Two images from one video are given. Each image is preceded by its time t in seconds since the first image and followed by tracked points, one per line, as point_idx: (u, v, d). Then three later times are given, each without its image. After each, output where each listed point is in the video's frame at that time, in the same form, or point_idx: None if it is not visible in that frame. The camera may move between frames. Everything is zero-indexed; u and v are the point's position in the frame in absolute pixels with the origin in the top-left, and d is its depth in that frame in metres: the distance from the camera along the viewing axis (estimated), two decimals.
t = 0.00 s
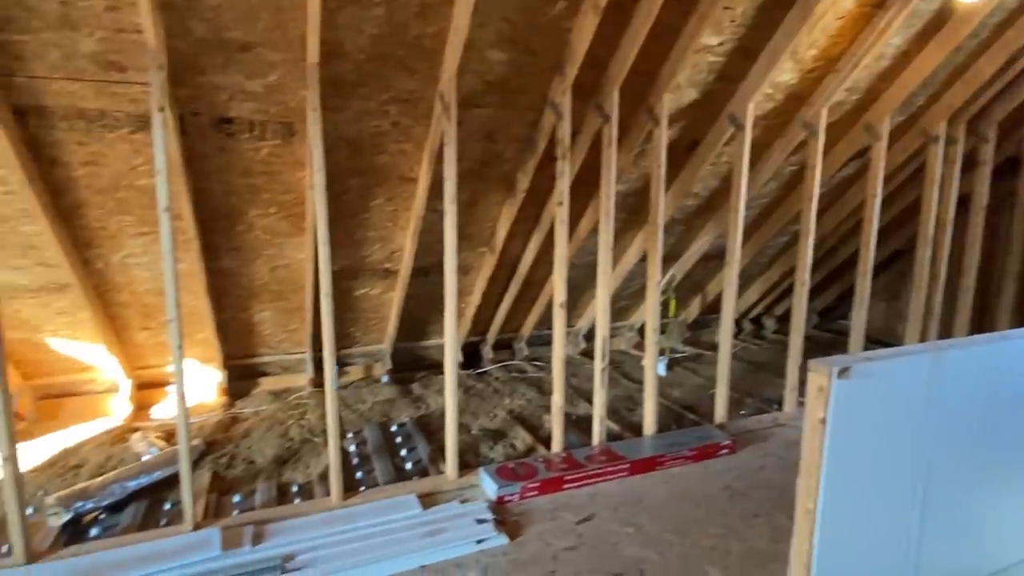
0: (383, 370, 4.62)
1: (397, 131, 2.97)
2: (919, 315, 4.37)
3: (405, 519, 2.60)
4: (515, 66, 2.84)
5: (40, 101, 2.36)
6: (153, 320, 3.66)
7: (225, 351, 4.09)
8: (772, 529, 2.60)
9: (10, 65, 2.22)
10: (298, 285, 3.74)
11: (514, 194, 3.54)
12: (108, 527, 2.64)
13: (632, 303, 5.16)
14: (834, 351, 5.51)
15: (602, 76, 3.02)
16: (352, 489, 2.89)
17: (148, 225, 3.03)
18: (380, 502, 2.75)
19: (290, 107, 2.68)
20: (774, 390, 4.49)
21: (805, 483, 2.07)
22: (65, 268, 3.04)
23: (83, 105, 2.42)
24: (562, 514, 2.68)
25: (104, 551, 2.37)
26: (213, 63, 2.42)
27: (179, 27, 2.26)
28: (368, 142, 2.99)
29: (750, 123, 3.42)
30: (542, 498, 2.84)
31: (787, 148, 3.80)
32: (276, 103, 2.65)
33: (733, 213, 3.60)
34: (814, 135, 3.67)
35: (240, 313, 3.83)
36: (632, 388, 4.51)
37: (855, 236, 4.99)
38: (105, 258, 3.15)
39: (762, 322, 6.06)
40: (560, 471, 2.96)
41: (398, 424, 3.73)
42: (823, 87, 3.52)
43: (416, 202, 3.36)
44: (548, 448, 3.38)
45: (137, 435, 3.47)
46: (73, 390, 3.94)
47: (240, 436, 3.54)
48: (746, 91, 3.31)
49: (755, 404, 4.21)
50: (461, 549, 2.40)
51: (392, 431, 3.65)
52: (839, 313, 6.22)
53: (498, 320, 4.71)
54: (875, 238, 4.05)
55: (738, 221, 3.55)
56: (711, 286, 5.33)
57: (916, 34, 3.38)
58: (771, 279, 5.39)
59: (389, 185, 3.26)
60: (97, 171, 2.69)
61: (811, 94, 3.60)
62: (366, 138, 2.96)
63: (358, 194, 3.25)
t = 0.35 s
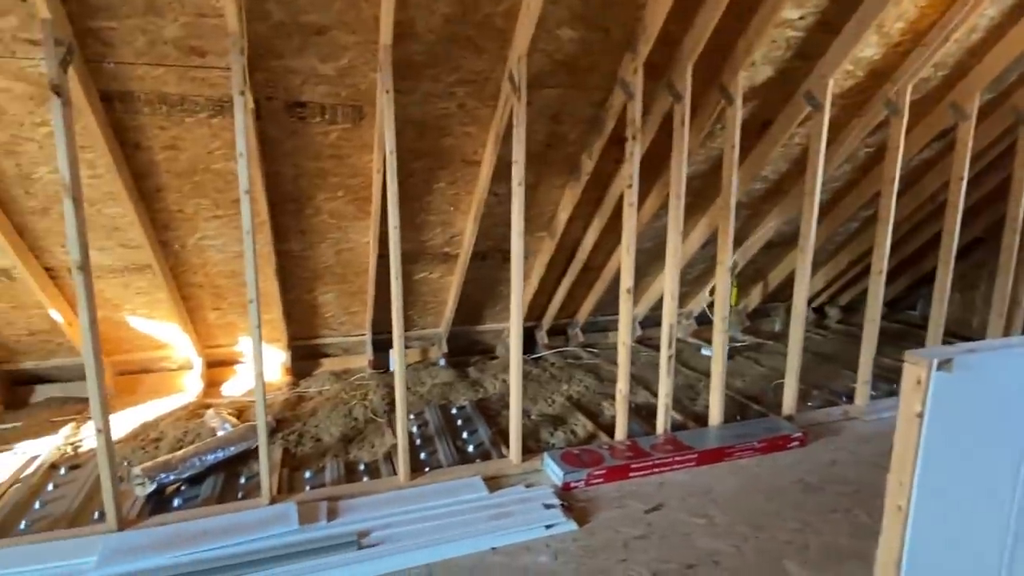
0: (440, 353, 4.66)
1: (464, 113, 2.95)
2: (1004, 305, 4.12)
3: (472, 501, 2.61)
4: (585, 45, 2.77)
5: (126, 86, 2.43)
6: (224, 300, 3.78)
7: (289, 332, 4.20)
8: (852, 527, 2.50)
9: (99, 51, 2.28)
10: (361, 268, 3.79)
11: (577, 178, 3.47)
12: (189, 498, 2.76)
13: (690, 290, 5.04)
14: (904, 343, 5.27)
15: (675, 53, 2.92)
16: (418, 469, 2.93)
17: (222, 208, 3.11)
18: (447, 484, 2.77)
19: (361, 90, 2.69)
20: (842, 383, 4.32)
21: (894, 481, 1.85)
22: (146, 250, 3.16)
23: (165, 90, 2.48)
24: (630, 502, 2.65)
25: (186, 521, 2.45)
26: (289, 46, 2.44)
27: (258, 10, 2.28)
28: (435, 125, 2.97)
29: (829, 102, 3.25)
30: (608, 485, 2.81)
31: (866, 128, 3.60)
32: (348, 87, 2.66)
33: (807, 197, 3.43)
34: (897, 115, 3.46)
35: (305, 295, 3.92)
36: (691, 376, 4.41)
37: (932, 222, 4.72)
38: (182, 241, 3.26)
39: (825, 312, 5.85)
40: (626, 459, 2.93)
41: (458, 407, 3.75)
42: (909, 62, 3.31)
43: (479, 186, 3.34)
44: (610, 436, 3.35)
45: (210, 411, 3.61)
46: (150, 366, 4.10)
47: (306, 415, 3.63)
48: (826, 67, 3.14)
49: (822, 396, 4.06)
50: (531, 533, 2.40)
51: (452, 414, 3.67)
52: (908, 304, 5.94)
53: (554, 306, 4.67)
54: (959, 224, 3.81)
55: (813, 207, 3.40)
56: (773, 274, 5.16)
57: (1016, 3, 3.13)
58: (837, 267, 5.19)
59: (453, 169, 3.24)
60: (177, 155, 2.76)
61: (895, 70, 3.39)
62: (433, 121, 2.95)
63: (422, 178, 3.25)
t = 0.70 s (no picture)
0: (473, 344, 4.68)
1: (507, 104, 2.93)
2: None
3: (517, 494, 2.62)
4: (633, 33, 2.73)
5: (179, 80, 2.45)
6: (265, 291, 3.84)
7: (326, 323, 4.24)
8: (905, 525, 2.45)
9: (155, 46, 2.31)
10: (399, 260, 3.81)
11: (617, 169, 3.43)
12: (238, 486, 2.81)
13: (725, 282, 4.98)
14: (945, 336, 5.14)
15: (725, 41, 2.86)
16: (460, 460, 2.95)
17: (267, 200, 3.14)
18: (491, 475, 2.79)
19: (407, 82, 2.69)
20: (884, 377, 4.25)
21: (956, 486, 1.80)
22: (193, 241, 3.21)
23: (217, 84, 2.50)
24: (675, 498, 2.64)
25: (238, 509, 2.50)
26: (339, 39, 2.44)
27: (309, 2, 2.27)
28: (479, 116, 2.96)
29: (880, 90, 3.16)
30: (652, 480, 2.81)
31: (917, 116, 3.49)
32: (395, 79, 2.66)
33: (855, 188, 3.36)
34: (950, 103, 3.35)
35: (344, 286, 3.96)
36: (728, 370, 4.37)
37: (978, 214, 4.59)
38: (227, 232, 3.30)
39: (863, 305, 5.74)
40: (670, 454, 2.92)
41: (495, 399, 3.76)
42: (966, 47, 3.20)
43: (519, 178, 3.32)
44: (649, 430, 3.33)
45: (253, 400, 3.67)
46: (191, 355, 4.20)
47: (346, 405, 3.67)
48: (879, 53, 3.05)
49: (864, 391, 3.98)
50: (579, 527, 2.40)
51: (490, 405, 3.68)
52: (949, 297, 5.79)
53: (588, 298, 4.65)
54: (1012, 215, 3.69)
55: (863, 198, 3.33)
56: (810, 266, 5.06)
57: None
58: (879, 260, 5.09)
59: (494, 160, 3.23)
60: (225, 149, 2.79)
61: (950, 57, 3.28)
62: (476, 112, 2.93)
63: (463, 170, 3.25)
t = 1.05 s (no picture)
0: (479, 339, 4.63)
1: (520, 95, 2.87)
2: None
3: (533, 491, 2.58)
4: (650, 21, 2.68)
5: (186, 70, 2.38)
6: (271, 286, 3.78)
7: (331, 318, 4.19)
8: (925, 521, 2.43)
9: (162, 34, 2.24)
10: (406, 254, 3.75)
11: (629, 162, 3.39)
12: (248, 485, 2.77)
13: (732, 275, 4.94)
14: (952, 329, 5.13)
15: (743, 31, 2.81)
16: (473, 456, 2.91)
17: (274, 194, 3.08)
18: (506, 473, 2.75)
19: (419, 73, 2.62)
20: (893, 371, 4.23)
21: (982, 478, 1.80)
22: (199, 235, 3.15)
23: (225, 74, 2.43)
24: (693, 494, 2.62)
25: (251, 508, 2.46)
26: (351, 27, 2.37)
27: None
28: (491, 108, 2.90)
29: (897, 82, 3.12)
30: (668, 477, 2.78)
31: (931, 108, 3.46)
32: (407, 69, 2.60)
33: (870, 181, 3.33)
34: (965, 94, 3.31)
35: (351, 281, 3.91)
36: (737, 364, 4.34)
37: (987, 206, 4.57)
38: (233, 227, 3.24)
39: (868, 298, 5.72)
40: (686, 450, 2.89)
41: (505, 395, 3.72)
42: (983, 38, 3.16)
43: (530, 170, 3.27)
44: (662, 426, 3.30)
45: (259, 397, 3.62)
46: (193, 352, 4.15)
47: (354, 401, 3.63)
48: (897, 44, 3.00)
49: (874, 385, 3.97)
50: (597, 526, 2.37)
51: (500, 402, 3.64)
52: (954, 290, 5.78)
53: (595, 292, 4.61)
54: None
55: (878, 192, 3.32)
56: (818, 259, 5.04)
57: None
58: (887, 254, 5.09)
59: (505, 153, 3.17)
60: (232, 141, 2.73)
61: (966, 47, 3.24)
62: (489, 104, 2.88)
63: (474, 163, 3.19)
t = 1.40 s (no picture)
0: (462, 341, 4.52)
1: (508, 89, 2.77)
2: None
3: (530, 500, 2.50)
4: (642, 13, 2.61)
5: (153, 60, 2.21)
6: (244, 290, 3.59)
7: (308, 321, 4.02)
8: (922, 517, 2.44)
9: (126, 20, 2.06)
10: (387, 254, 3.62)
11: (617, 158, 3.32)
12: (227, 502, 2.61)
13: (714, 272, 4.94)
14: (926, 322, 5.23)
15: (734, 25, 2.76)
16: (464, 464, 2.81)
17: (248, 193, 2.91)
18: (500, 481, 2.65)
19: (405, 65, 2.50)
20: (874, 365, 4.28)
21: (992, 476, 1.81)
22: (167, 237, 2.96)
23: (196, 64, 2.26)
24: (692, 497, 2.57)
25: (232, 528, 2.31)
26: (333, 15, 2.23)
27: None
28: (478, 102, 2.79)
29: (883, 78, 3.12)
30: (665, 480, 2.73)
31: (913, 105, 3.48)
32: (391, 60, 2.47)
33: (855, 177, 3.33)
34: (946, 91, 3.34)
35: (329, 283, 3.75)
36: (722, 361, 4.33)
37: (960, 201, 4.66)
38: (203, 228, 3.06)
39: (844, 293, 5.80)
40: (681, 452, 2.85)
41: (492, 398, 3.62)
42: (964, 35, 3.18)
43: (517, 167, 3.17)
44: (654, 427, 3.25)
45: (234, 406, 3.44)
46: (159, 360, 3.92)
47: (336, 409, 3.48)
48: (883, 40, 3.00)
49: (857, 379, 4.00)
50: (598, 535, 2.30)
51: (487, 405, 3.54)
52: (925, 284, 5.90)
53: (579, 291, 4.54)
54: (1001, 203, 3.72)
55: (864, 187, 3.33)
56: (797, 255, 5.07)
57: None
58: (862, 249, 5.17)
59: (492, 148, 3.07)
60: (204, 136, 2.55)
61: (947, 45, 3.27)
62: (477, 98, 2.77)
63: (459, 160, 3.07)
